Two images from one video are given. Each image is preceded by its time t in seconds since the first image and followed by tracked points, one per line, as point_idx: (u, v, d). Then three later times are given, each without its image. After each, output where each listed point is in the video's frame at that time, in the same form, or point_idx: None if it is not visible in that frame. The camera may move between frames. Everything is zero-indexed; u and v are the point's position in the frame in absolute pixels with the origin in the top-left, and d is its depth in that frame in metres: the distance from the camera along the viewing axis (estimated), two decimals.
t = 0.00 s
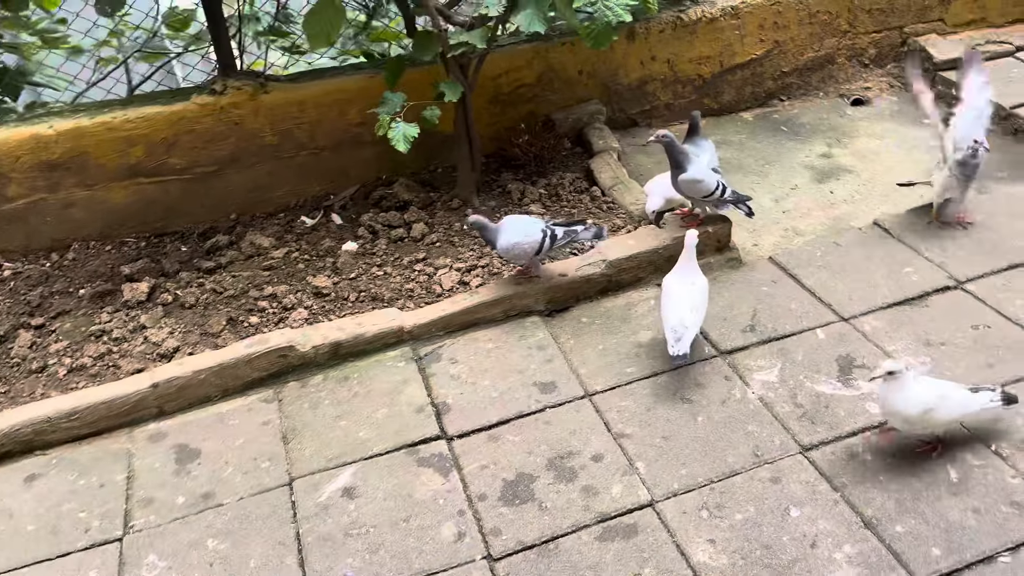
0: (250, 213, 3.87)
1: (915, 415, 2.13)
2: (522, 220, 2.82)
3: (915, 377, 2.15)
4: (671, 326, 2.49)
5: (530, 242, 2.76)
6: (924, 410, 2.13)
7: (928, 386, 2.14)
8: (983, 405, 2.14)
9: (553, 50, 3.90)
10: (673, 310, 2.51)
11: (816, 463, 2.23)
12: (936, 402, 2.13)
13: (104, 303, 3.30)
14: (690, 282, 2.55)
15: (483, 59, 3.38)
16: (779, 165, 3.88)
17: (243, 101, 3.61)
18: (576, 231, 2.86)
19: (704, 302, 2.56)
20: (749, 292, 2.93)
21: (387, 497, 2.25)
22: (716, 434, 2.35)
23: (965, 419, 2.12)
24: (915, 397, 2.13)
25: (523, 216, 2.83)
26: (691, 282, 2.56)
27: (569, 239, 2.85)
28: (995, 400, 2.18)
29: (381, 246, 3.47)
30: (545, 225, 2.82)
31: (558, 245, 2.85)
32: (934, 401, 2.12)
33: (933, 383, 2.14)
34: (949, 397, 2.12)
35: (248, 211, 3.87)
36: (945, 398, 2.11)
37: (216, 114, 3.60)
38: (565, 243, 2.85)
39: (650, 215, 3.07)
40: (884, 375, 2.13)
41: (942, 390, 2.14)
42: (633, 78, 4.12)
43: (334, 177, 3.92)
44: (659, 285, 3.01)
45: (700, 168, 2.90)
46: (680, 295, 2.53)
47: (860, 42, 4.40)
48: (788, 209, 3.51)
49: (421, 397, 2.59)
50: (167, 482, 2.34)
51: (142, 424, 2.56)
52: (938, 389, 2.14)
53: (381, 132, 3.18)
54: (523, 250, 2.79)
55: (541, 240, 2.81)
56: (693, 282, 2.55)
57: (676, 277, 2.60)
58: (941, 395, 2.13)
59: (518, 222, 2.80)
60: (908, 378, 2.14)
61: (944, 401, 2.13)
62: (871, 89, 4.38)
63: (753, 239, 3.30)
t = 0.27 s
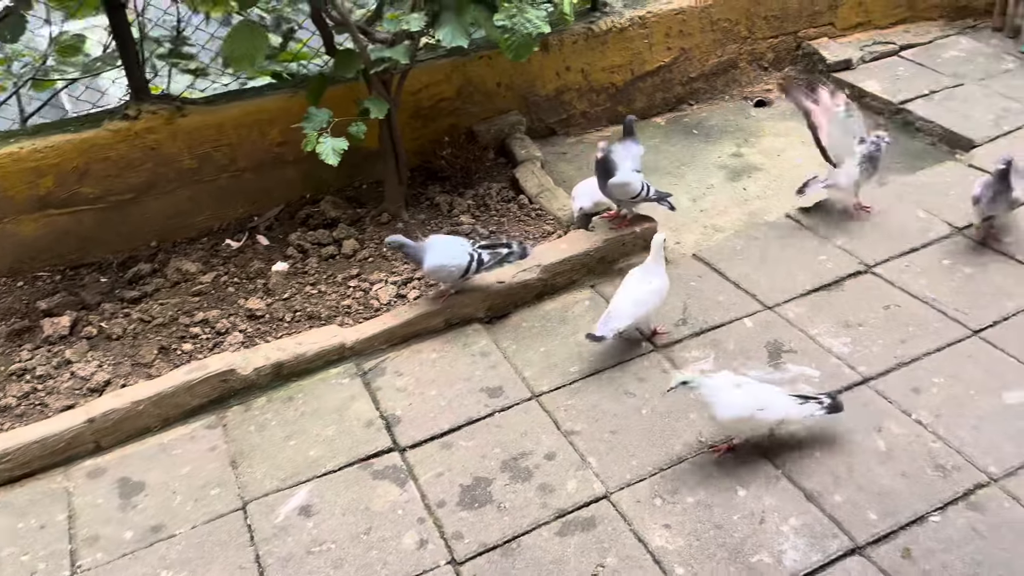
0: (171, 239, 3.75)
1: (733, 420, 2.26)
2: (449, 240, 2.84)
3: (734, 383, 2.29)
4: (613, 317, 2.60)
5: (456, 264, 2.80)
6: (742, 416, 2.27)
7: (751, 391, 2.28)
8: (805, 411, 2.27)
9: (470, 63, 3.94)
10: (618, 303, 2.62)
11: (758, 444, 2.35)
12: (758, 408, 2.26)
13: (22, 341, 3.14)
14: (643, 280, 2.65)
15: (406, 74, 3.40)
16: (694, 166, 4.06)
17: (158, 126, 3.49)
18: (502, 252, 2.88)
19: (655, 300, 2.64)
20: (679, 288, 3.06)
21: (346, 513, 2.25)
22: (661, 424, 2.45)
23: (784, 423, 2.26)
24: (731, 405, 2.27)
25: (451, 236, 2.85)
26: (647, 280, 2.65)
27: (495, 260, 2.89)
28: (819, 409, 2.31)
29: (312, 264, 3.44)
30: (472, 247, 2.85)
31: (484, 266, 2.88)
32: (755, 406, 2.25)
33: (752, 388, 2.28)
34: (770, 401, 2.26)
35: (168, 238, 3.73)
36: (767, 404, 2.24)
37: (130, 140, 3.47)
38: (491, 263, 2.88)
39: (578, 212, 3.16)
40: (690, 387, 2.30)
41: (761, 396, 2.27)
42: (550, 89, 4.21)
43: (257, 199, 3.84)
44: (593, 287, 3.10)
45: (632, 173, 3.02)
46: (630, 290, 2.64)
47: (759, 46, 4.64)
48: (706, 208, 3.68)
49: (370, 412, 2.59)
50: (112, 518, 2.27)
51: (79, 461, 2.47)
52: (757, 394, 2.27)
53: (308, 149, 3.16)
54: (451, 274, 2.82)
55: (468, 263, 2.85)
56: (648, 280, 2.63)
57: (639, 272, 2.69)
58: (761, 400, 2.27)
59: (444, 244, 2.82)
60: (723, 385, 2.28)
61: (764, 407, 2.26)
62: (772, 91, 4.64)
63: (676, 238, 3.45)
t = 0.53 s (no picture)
0: (121, 252, 3.69)
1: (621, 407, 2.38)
2: (389, 245, 2.88)
3: (621, 370, 2.42)
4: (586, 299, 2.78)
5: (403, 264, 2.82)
6: (632, 401, 2.38)
7: (637, 376, 2.41)
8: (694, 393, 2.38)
9: (417, 72, 3.99)
10: (591, 287, 2.79)
11: (720, 419, 2.50)
12: (647, 392, 2.38)
13: None
14: (617, 268, 2.81)
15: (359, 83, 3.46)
16: (637, 166, 4.23)
17: (106, 138, 3.44)
18: (444, 246, 2.95)
19: (626, 287, 2.79)
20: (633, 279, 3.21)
21: (329, 506, 2.29)
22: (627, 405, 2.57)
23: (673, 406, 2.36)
24: (619, 392, 2.38)
25: (390, 242, 2.89)
26: (620, 268, 2.81)
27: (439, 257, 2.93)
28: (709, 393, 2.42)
29: (269, 272, 3.41)
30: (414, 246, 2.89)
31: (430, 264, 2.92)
32: (641, 390, 2.37)
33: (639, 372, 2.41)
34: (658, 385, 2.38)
35: (117, 251, 3.67)
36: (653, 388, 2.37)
37: (76, 153, 3.42)
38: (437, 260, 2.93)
39: (530, 203, 3.29)
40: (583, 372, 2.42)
41: (648, 380, 2.39)
42: (495, 95, 4.29)
43: (207, 210, 3.80)
44: (552, 281, 3.22)
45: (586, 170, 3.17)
46: (604, 276, 2.81)
47: (690, 52, 4.86)
48: (651, 204, 3.85)
49: (344, 409, 2.63)
50: (90, 526, 2.26)
51: (49, 473, 2.45)
52: (644, 378, 2.40)
53: (264, 154, 3.15)
54: (399, 274, 2.84)
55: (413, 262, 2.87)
56: (621, 269, 2.79)
57: (617, 262, 2.85)
58: (648, 384, 2.39)
59: (385, 248, 2.85)
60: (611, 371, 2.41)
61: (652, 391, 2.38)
62: (704, 94, 4.86)
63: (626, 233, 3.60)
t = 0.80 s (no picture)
0: (90, 272, 3.67)
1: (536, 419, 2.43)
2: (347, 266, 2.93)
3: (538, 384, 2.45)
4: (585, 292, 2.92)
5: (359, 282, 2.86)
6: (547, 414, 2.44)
7: (555, 392, 2.44)
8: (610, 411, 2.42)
9: (384, 91, 4.08)
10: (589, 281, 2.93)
11: (694, 411, 2.64)
12: (562, 408, 2.42)
13: None
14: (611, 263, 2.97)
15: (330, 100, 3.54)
16: (598, 179, 4.39)
17: (76, 158, 3.45)
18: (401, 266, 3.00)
19: (620, 281, 2.95)
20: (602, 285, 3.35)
21: (324, 508, 2.35)
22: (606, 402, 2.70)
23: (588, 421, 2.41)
24: (535, 404, 2.43)
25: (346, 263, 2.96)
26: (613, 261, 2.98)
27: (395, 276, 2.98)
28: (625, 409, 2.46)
29: (245, 287, 3.45)
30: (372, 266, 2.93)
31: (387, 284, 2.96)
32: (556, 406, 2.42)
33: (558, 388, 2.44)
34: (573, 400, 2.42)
35: (86, 271, 3.65)
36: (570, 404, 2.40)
37: (46, 174, 3.41)
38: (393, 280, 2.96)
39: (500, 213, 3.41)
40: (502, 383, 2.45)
41: (564, 396, 2.43)
42: (459, 113, 4.40)
43: (178, 228, 3.82)
44: (525, 289, 3.34)
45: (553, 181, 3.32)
46: (600, 271, 2.95)
47: (643, 71, 5.05)
48: (614, 215, 4.01)
49: (332, 415, 2.69)
50: (85, 537, 2.29)
51: (37, 488, 2.46)
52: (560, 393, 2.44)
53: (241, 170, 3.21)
54: (355, 292, 2.88)
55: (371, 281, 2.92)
56: (616, 262, 2.96)
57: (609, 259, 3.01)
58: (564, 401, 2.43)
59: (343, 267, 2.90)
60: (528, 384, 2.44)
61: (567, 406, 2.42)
62: (656, 111, 5.07)
63: (592, 242, 3.74)
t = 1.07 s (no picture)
0: (66, 293, 3.69)
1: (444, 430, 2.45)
2: (303, 294, 2.93)
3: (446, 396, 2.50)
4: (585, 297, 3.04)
5: (313, 312, 2.85)
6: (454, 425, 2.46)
7: (463, 403, 2.48)
8: (518, 417, 2.46)
9: (358, 112, 4.18)
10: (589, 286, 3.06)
11: (665, 414, 2.74)
12: (470, 416, 2.45)
13: None
14: (607, 268, 3.10)
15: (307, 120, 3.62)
16: (568, 197, 4.52)
17: (52, 179, 3.48)
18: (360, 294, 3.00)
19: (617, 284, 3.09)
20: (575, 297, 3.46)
21: (308, 514, 2.40)
22: (580, 408, 2.80)
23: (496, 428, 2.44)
24: (442, 415, 2.46)
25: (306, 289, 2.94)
26: (610, 266, 3.11)
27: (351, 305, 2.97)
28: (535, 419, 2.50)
29: (223, 304, 3.49)
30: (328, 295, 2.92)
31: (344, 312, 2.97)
32: (464, 415, 2.45)
33: (466, 399, 2.49)
34: (480, 408, 2.46)
35: (62, 291, 3.67)
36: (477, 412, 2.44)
37: (22, 195, 3.44)
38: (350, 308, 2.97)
39: (473, 225, 3.54)
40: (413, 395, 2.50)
41: (472, 405, 2.47)
42: (431, 134, 4.51)
43: (155, 248, 3.85)
44: (499, 301, 3.44)
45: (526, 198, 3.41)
46: (598, 277, 3.08)
47: (609, 92, 5.21)
48: (584, 231, 4.13)
49: (313, 426, 2.75)
50: (70, 548, 2.32)
51: (20, 502, 2.49)
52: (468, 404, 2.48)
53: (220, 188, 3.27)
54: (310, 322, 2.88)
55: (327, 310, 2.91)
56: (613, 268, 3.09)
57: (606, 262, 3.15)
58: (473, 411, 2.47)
59: (300, 296, 2.90)
60: (436, 397, 2.49)
61: (475, 414, 2.45)
62: (622, 131, 5.22)
63: (563, 256, 3.86)
